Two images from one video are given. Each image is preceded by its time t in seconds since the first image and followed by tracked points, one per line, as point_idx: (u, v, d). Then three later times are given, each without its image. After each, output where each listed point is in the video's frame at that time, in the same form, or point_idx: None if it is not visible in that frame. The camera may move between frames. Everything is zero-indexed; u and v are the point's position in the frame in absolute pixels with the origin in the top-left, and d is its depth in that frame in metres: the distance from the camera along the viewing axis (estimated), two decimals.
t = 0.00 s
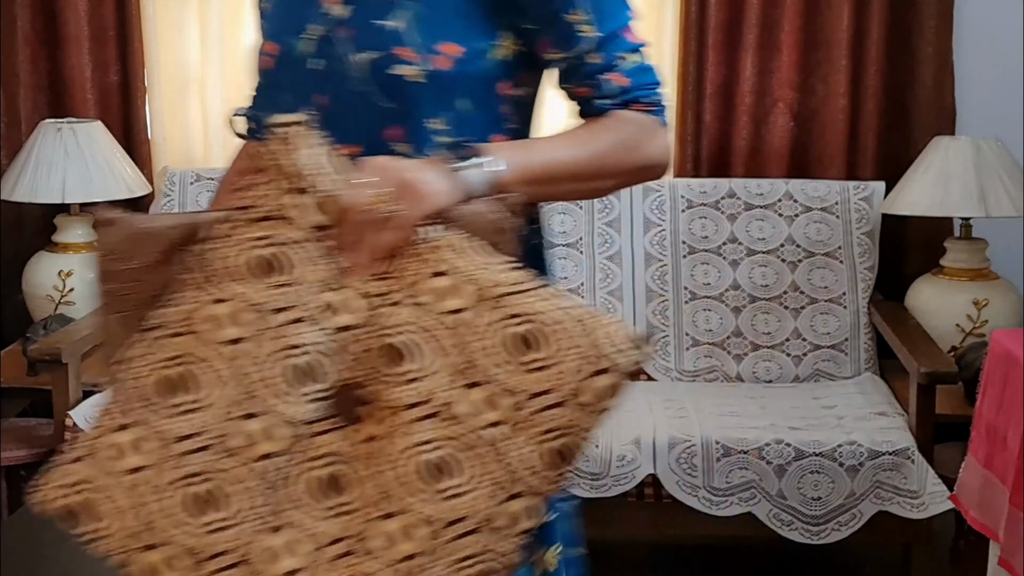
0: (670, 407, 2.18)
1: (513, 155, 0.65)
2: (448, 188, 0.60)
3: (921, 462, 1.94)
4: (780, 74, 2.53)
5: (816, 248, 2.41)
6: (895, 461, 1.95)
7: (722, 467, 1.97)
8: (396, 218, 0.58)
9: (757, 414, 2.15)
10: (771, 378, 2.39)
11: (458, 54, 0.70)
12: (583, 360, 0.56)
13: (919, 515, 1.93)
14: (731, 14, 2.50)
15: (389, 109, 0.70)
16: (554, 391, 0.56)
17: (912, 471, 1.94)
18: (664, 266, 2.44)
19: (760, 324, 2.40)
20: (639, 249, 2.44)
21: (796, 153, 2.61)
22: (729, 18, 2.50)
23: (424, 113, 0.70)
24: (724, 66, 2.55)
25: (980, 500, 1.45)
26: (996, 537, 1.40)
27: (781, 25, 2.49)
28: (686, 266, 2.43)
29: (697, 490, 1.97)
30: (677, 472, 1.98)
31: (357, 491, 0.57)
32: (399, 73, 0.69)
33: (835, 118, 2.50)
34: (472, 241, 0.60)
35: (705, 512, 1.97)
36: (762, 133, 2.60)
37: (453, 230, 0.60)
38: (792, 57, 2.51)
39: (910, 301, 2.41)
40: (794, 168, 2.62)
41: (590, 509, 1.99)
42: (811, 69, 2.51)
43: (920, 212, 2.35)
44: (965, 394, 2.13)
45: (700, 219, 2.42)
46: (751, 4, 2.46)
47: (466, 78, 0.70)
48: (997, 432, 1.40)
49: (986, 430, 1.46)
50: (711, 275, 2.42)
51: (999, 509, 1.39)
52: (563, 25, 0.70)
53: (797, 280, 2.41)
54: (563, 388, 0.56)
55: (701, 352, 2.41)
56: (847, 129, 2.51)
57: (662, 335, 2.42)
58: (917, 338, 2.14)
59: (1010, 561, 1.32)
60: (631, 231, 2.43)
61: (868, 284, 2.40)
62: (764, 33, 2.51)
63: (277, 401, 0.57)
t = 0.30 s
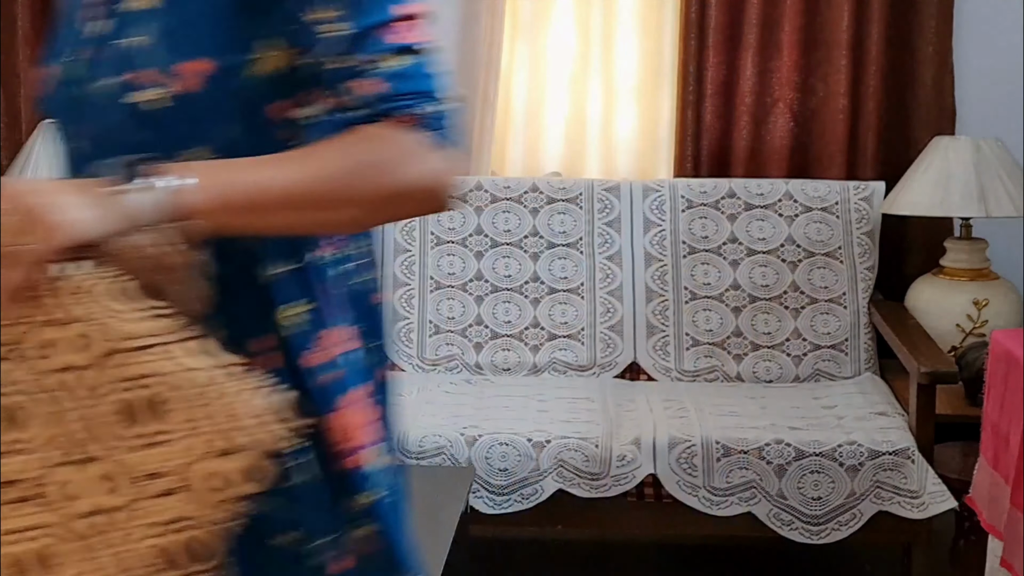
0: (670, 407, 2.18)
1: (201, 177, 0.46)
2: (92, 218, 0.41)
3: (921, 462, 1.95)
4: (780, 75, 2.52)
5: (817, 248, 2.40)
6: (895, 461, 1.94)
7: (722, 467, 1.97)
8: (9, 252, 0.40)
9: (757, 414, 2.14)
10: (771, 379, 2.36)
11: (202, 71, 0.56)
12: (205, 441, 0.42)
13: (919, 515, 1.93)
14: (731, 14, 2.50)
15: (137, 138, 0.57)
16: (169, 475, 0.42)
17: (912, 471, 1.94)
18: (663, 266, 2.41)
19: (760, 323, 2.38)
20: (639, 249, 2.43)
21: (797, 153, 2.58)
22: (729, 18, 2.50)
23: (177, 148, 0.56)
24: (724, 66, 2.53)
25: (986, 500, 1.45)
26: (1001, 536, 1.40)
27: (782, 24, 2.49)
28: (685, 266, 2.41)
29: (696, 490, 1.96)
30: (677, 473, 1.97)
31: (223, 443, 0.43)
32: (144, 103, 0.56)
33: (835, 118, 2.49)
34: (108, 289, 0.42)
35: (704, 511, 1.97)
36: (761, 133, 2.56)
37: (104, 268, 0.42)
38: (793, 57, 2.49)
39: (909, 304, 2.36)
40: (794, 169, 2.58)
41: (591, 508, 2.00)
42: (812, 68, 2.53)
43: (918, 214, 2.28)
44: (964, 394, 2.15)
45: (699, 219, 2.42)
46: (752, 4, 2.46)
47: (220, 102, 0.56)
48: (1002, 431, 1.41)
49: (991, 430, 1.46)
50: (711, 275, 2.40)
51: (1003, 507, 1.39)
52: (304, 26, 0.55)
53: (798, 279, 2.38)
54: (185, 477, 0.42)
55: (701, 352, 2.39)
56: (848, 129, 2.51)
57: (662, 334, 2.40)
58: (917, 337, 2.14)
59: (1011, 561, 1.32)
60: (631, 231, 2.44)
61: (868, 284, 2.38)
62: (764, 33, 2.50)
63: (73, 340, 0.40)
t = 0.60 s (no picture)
0: (669, 407, 2.18)
1: None
2: None
3: (920, 461, 1.95)
4: (780, 75, 2.53)
5: (816, 248, 2.40)
6: (894, 461, 1.95)
7: (722, 467, 1.97)
8: None
9: (756, 414, 2.15)
10: (770, 379, 2.36)
11: None
12: None
13: (918, 514, 1.94)
14: (730, 14, 2.51)
15: None
16: None
17: (912, 471, 1.94)
18: (663, 266, 2.42)
19: (759, 323, 2.38)
20: (639, 249, 2.44)
21: (797, 153, 2.59)
22: (728, 18, 2.50)
23: None
24: (725, 68, 2.54)
25: (989, 499, 1.46)
26: (1005, 536, 1.41)
27: (782, 24, 2.49)
28: (685, 266, 2.41)
29: (696, 490, 1.97)
30: (677, 472, 1.98)
31: None
32: None
33: (835, 119, 2.50)
34: None
35: (703, 511, 1.98)
36: (761, 133, 2.57)
37: None
38: (793, 57, 2.51)
39: (908, 304, 2.36)
40: (794, 169, 2.59)
41: (591, 507, 2.00)
42: (812, 69, 2.54)
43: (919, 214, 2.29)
44: (964, 393, 2.15)
45: (700, 219, 2.43)
46: (751, 4, 2.47)
47: None
48: (1003, 432, 1.42)
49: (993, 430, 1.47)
50: (711, 275, 2.40)
51: (1006, 507, 1.40)
52: None
53: (797, 279, 2.39)
54: None
55: (701, 352, 2.39)
56: (848, 128, 2.51)
57: (662, 334, 2.40)
58: (917, 337, 2.15)
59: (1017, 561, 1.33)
60: (631, 230, 2.45)
61: (868, 284, 2.38)
62: (764, 33, 2.51)
63: None
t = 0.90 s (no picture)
0: (669, 407, 2.19)
1: None
2: None
3: (920, 461, 1.96)
4: (779, 75, 2.53)
5: (816, 248, 2.40)
6: (893, 460, 1.96)
7: (721, 466, 1.98)
8: None
9: (756, 413, 2.15)
10: (770, 379, 2.37)
11: None
12: None
13: (917, 514, 1.94)
14: (730, 14, 2.51)
15: None
16: None
17: (911, 470, 1.95)
18: (663, 266, 2.42)
19: (759, 322, 2.39)
20: (639, 249, 2.44)
21: (797, 153, 2.60)
22: (728, 18, 2.51)
23: None
24: (724, 69, 2.55)
25: (989, 499, 1.46)
26: (1006, 536, 1.41)
27: (782, 24, 2.50)
28: (685, 266, 2.42)
29: (696, 489, 1.97)
30: (677, 472, 1.98)
31: None
32: None
33: (835, 119, 2.51)
34: None
35: (703, 510, 1.98)
36: (761, 133, 2.57)
37: None
38: (792, 58, 2.51)
39: (907, 304, 2.37)
40: (794, 170, 2.59)
41: (591, 507, 2.01)
42: (812, 69, 2.54)
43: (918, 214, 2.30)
44: (963, 393, 2.16)
45: (699, 219, 2.43)
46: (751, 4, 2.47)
47: None
48: (1002, 431, 1.42)
49: (991, 430, 1.47)
50: (710, 275, 2.41)
51: (1006, 507, 1.40)
52: None
53: (797, 279, 2.39)
54: None
55: (700, 352, 2.39)
56: (848, 128, 2.52)
57: (662, 334, 2.40)
58: (916, 337, 2.15)
59: (1019, 561, 1.33)
60: (631, 230, 2.45)
61: (868, 283, 2.39)
62: (763, 33, 2.52)
63: None
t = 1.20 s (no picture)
0: (669, 407, 2.19)
1: None
2: None
3: (919, 461, 1.96)
4: (779, 75, 2.53)
5: (816, 248, 2.40)
6: (893, 460, 1.96)
7: (721, 466, 1.98)
8: None
9: (756, 413, 2.15)
10: (770, 378, 2.37)
11: None
12: None
13: (917, 514, 1.94)
14: (729, 14, 2.51)
15: None
16: None
17: (911, 470, 1.95)
18: (663, 266, 2.42)
19: (759, 322, 2.39)
20: (639, 249, 2.44)
21: (797, 153, 2.60)
22: (728, 18, 2.51)
23: None
24: (723, 68, 2.55)
25: (989, 500, 1.46)
26: (1005, 536, 1.41)
27: (782, 24, 2.50)
28: (685, 266, 2.42)
29: (696, 489, 1.97)
30: (676, 472, 1.98)
31: None
32: None
33: (835, 119, 2.51)
34: None
35: (703, 510, 1.98)
36: (761, 134, 2.58)
37: None
38: (791, 58, 2.51)
39: (907, 304, 2.37)
40: (793, 170, 2.59)
41: (591, 507, 2.01)
42: (811, 69, 2.54)
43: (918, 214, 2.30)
44: (962, 393, 2.16)
45: (699, 219, 2.43)
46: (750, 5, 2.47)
47: None
48: (1002, 431, 1.42)
49: (991, 430, 1.47)
50: (710, 275, 2.41)
51: (1006, 507, 1.41)
52: None
53: (797, 279, 2.39)
54: None
55: (700, 352, 2.39)
56: (847, 128, 2.52)
57: (662, 334, 2.40)
58: (916, 336, 2.16)
59: (1019, 561, 1.33)
60: (631, 231, 2.45)
61: (868, 283, 2.39)
62: (763, 33, 2.52)
63: None
